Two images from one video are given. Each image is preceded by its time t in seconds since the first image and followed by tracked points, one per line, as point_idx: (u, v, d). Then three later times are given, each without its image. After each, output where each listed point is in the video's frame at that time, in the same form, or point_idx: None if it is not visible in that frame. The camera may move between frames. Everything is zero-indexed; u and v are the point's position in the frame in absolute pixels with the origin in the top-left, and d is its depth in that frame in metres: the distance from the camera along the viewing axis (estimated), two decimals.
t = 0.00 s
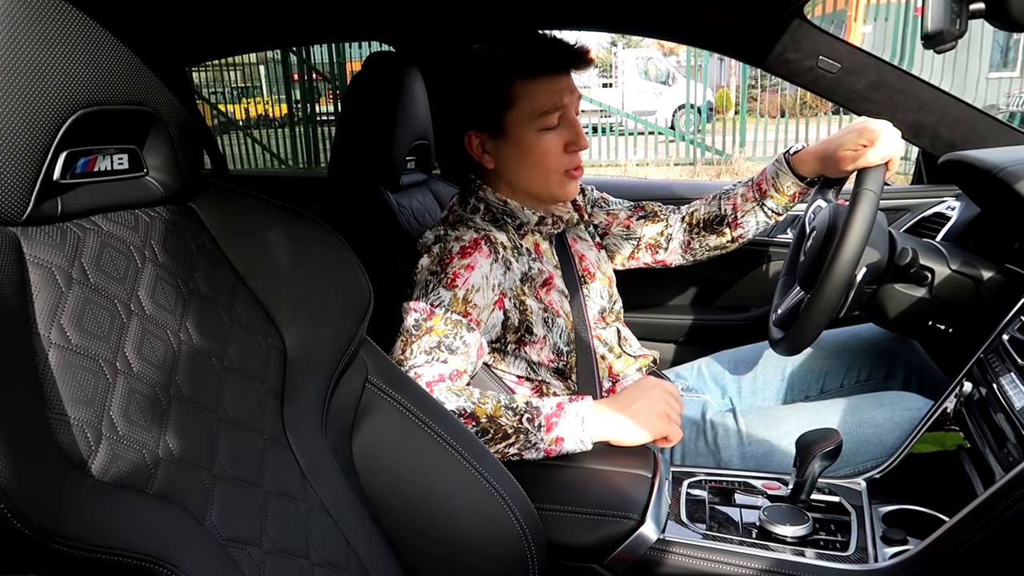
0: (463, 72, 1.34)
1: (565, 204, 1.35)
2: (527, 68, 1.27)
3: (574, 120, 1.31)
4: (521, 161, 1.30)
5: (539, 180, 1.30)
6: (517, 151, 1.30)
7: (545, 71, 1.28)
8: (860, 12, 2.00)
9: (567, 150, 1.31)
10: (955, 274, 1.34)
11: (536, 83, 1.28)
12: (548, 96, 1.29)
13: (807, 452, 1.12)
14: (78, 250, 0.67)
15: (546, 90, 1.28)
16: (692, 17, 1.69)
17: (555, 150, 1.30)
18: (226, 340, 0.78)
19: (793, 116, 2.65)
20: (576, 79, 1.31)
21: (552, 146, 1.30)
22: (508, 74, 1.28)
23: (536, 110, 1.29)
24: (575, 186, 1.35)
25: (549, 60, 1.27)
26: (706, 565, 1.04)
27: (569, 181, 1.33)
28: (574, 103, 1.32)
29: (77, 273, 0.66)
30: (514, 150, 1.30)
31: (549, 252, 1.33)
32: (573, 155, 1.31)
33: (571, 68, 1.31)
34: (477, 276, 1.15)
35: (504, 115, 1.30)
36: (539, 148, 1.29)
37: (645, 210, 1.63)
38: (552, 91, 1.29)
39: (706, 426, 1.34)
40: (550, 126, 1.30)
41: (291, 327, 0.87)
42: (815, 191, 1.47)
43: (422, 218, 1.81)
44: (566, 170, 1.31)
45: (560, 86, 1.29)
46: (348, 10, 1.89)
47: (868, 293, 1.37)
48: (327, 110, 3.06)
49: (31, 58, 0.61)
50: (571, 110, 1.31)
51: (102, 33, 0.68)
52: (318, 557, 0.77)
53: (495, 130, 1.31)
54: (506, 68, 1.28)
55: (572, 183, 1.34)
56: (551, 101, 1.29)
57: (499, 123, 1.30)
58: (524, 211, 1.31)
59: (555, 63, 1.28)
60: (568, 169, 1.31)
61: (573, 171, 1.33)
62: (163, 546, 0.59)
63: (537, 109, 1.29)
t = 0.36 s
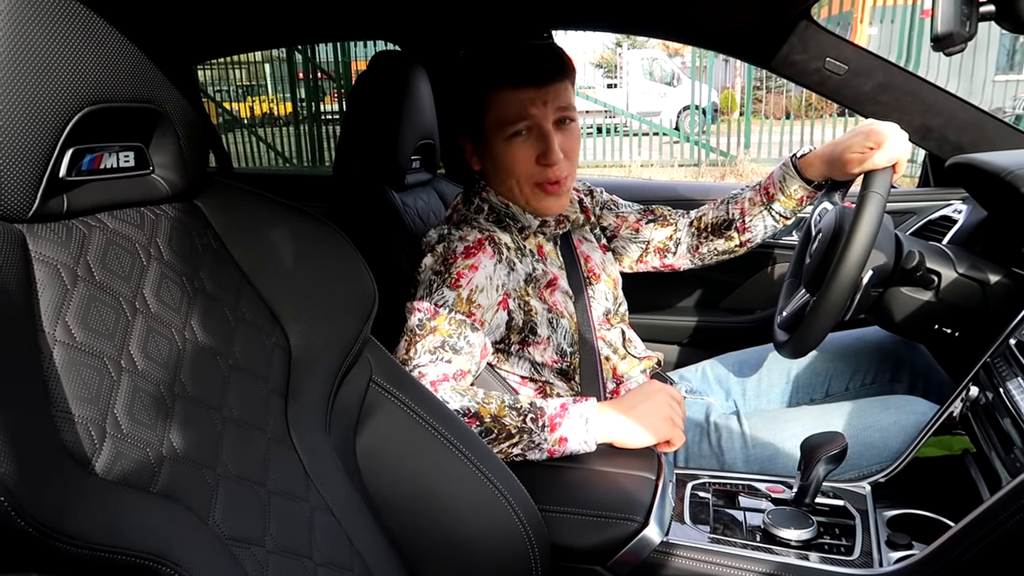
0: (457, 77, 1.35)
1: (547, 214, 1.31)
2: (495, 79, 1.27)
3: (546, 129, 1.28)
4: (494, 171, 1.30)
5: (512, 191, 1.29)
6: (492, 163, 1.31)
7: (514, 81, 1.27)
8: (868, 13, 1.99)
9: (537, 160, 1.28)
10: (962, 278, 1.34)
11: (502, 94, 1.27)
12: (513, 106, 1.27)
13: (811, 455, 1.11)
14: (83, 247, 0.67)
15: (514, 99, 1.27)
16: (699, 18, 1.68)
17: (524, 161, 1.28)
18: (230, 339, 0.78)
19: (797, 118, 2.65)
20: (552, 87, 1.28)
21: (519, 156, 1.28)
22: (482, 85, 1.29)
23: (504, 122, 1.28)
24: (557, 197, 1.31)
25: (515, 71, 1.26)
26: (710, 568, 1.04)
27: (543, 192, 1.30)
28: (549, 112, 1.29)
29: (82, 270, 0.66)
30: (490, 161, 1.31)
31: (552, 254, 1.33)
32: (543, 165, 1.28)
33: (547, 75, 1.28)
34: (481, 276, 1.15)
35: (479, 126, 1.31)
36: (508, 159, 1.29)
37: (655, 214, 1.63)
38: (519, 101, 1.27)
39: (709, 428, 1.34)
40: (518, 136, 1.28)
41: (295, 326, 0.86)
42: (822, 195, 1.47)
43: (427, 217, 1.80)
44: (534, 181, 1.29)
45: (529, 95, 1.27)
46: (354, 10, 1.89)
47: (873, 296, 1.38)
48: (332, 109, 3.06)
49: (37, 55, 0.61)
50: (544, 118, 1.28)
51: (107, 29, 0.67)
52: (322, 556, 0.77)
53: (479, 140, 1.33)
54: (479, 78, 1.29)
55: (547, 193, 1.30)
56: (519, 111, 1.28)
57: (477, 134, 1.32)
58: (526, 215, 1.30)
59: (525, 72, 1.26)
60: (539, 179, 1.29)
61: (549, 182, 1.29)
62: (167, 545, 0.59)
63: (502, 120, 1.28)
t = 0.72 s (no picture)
0: (451, 75, 1.36)
1: (537, 210, 1.32)
2: (481, 77, 1.28)
3: (532, 125, 1.29)
4: (483, 169, 1.31)
5: (501, 188, 1.30)
6: (481, 160, 1.32)
7: (499, 78, 1.28)
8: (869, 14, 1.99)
9: (523, 157, 1.29)
10: (961, 279, 1.34)
11: (486, 92, 1.29)
12: (499, 103, 1.29)
13: (808, 455, 1.11)
14: (78, 243, 0.66)
15: (500, 97, 1.28)
16: (700, 17, 1.68)
17: (512, 157, 1.29)
18: (227, 337, 0.78)
19: (797, 119, 2.65)
20: (537, 83, 1.29)
21: (505, 153, 1.29)
22: (470, 83, 1.30)
23: (490, 120, 1.30)
24: (546, 192, 1.31)
25: (500, 68, 1.27)
26: (707, 568, 1.03)
27: (532, 188, 1.30)
28: (534, 108, 1.29)
29: (77, 266, 0.65)
30: (479, 159, 1.33)
31: (548, 254, 1.33)
32: (530, 162, 1.29)
33: (531, 72, 1.28)
34: (478, 274, 1.15)
35: (468, 124, 1.33)
36: (495, 157, 1.30)
37: (652, 211, 1.63)
38: (504, 98, 1.28)
39: (707, 428, 1.34)
40: (505, 134, 1.30)
41: (292, 323, 0.86)
42: (821, 195, 1.47)
43: (426, 215, 1.80)
44: (522, 177, 1.30)
45: (514, 92, 1.28)
46: (354, 8, 1.89)
47: (872, 297, 1.38)
48: (332, 108, 3.06)
49: (34, 50, 0.60)
50: (530, 115, 1.29)
51: (103, 23, 0.67)
52: (316, 555, 0.76)
53: (470, 139, 1.34)
54: (468, 76, 1.30)
55: (535, 189, 1.30)
56: (505, 108, 1.29)
57: (468, 133, 1.34)
58: (522, 213, 1.30)
59: (509, 69, 1.27)
60: (527, 176, 1.30)
61: (537, 177, 1.30)
62: (161, 543, 0.59)
63: (489, 118, 1.29)
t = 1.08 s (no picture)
0: (448, 73, 1.37)
1: (542, 200, 1.33)
2: (479, 67, 1.30)
3: (532, 114, 1.31)
4: (486, 162, 1.32)
5: (505, 180, 1.31)
6: (481, 152, 1.33)
7: (498, 69, 1.29)
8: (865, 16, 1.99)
9: (526, 146, 1.31)
10: (955, 281, 1.34)
11: (485, 81, 1.30)
12: (499, 93, 1.30)
13: (803, 456, 1.12)
14: (71, 239, 0.66)
15: (500, 87, 1.30)
16: (698, 18, 1.68)
17: (515, 148, 1.31)
18: (221, 334, 0.78)
19: (795, 122, 2.66)
20: (536, 72, 1.30)
21: (508, 144, 1.31)
22: (467, 74, 1.31)
23: (490, 110, 1.31)
24: (549, 181, 1.33)
25: (497, 58, 1.29)
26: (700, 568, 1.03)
27: (536, 177, 1.32)
28: (534, 97, 1.31)
29: (69, 262, 0.65)
30: (480, 150, 1.33)
31: (547, 253, 1.34)
32: (533, 151, 1.30)
33: (529, 61, 1.30)
34: (474, 273, 1.14)
35: (467, 118, 1.34)
36: (496, 147, 1.31)
37: (648, 213, 1.63)
38: (504, 87, 1.29)
39: (702, 429, 1.34)
40: (505, 123, 1.31)
41: (286, 321, 0.86)
42: (816, 197, 1.47)
43: (422, 214, 1.80)
44: (526, 167, 1.31)
45: (514, 81, 1.29)
46: (352, 7, 1.89)
47: (868, 298, 1.37)
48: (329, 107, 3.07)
49: (28, 44, 0.60)
50: (530, 103, 1.31)
51: (98, 19, 0.67)
52: (309, 553, 0.76)
53: (468, 135, 1.35)
54: (466, 69, 1.31)
55: (539, 178, 1.32)
56: (504, 97, 1.30)
57: (466, 127, 1.34)
58: (524, 209, 1.30)
59: (508, 59, 1.29)
60: (529, 164, 1.31)
61: (540, 167, 1.32)
62: (152, 540, 0.59)
63: (490, 108, 1.30)
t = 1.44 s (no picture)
0: (434, 71, 1.36)
1: (531, 204, 1.33)
2: (479, 69, 1.27)
3: (532, 118, 1.28)
4: (480, 164, 1.30)
5: (500, 185, 1.30)
6: (476, 155, 1.31)
7: (498, 70, 1.26)
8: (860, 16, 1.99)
9: (524, 151, 1.29)
10: (948, 280, 1.34)
11: (485, 82, 1.27)
12: (499, 94, 1.27)
13: (795, 455, 1.12)
14: (62, 233, 0.66)
15: (501, 89, 1.27)
16: (694, 17, 1.68)
17: (512, 152, 1.29)
18: (213, 330, 0.78)
19: (791, 122, 2.66)
20: (536, 75, 1.28)
21: (505, 148, 1.29)
22: (463, 75, 1.28)
23: (488, 111, 1.28)
24: (543, 186, 1.33)
25: (498, 60, 1.26)
26: (693, 567, 1.03)
27: (532, 183, 1.31)
28: (534, 102, 1.29)
29: (60, 256, 0.65)
30: (476, 154, 1.30)
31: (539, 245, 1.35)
32: (531, 156, 1.29)
33: (530, 62, 1.27)
34: (460, 266, 1.16)
35: (462, 116, 1.31)
36: (495, 153, 1.29)
37: (640, 207, 1.63)
38: (504, 89, 1.27)
39: (695, 428, 1.34)
40: (505, 127, 1.28)
41: (279, 317, 0.86)
42: (810, 195, 1.47)
43: (416, 211, 1.80)
44: (522, 172, 1.30)
45: (516, 84, 1.27)
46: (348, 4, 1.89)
47: (861, 298, 1.38)
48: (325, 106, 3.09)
49: (18, 36, 0.60)
50: (529, 107, 1.28)
51: (89, 12, 0.67)
52: (300, 549, 0.76)
53: (459, 134, 1.33)
54: (463, 68, 1.28)
55: (534, 184, 1.31)
56: (504, 100, 1.28)
57: (460, 125, 1.31)
58: (511, 206, 1.31)
59: (509, 61, 1.26)
60: (527, 170, 1.30)
61: (536, 172, 1.31)
62: (143, 535, 0.59)
63: (488, 109, 1.28)
